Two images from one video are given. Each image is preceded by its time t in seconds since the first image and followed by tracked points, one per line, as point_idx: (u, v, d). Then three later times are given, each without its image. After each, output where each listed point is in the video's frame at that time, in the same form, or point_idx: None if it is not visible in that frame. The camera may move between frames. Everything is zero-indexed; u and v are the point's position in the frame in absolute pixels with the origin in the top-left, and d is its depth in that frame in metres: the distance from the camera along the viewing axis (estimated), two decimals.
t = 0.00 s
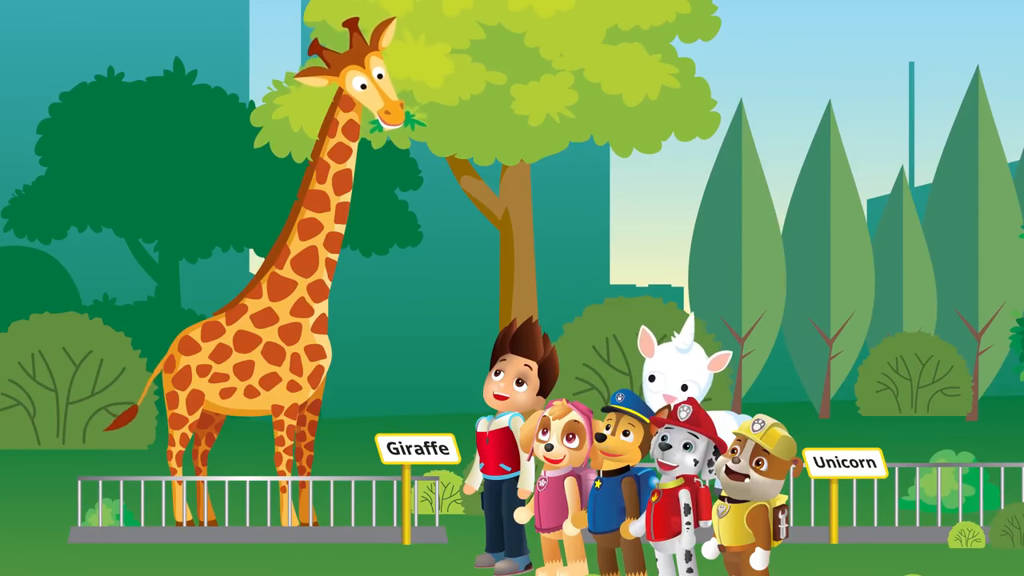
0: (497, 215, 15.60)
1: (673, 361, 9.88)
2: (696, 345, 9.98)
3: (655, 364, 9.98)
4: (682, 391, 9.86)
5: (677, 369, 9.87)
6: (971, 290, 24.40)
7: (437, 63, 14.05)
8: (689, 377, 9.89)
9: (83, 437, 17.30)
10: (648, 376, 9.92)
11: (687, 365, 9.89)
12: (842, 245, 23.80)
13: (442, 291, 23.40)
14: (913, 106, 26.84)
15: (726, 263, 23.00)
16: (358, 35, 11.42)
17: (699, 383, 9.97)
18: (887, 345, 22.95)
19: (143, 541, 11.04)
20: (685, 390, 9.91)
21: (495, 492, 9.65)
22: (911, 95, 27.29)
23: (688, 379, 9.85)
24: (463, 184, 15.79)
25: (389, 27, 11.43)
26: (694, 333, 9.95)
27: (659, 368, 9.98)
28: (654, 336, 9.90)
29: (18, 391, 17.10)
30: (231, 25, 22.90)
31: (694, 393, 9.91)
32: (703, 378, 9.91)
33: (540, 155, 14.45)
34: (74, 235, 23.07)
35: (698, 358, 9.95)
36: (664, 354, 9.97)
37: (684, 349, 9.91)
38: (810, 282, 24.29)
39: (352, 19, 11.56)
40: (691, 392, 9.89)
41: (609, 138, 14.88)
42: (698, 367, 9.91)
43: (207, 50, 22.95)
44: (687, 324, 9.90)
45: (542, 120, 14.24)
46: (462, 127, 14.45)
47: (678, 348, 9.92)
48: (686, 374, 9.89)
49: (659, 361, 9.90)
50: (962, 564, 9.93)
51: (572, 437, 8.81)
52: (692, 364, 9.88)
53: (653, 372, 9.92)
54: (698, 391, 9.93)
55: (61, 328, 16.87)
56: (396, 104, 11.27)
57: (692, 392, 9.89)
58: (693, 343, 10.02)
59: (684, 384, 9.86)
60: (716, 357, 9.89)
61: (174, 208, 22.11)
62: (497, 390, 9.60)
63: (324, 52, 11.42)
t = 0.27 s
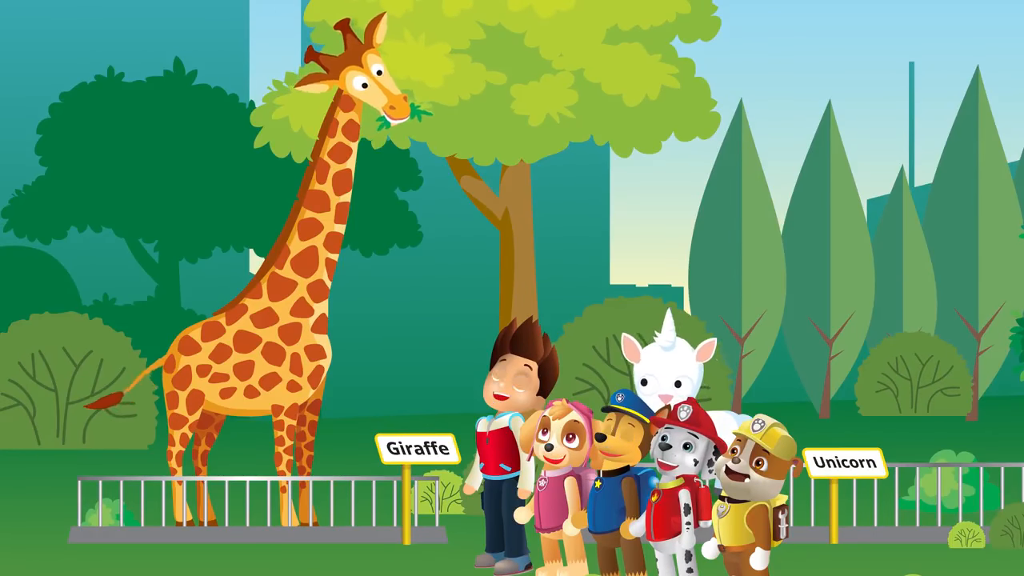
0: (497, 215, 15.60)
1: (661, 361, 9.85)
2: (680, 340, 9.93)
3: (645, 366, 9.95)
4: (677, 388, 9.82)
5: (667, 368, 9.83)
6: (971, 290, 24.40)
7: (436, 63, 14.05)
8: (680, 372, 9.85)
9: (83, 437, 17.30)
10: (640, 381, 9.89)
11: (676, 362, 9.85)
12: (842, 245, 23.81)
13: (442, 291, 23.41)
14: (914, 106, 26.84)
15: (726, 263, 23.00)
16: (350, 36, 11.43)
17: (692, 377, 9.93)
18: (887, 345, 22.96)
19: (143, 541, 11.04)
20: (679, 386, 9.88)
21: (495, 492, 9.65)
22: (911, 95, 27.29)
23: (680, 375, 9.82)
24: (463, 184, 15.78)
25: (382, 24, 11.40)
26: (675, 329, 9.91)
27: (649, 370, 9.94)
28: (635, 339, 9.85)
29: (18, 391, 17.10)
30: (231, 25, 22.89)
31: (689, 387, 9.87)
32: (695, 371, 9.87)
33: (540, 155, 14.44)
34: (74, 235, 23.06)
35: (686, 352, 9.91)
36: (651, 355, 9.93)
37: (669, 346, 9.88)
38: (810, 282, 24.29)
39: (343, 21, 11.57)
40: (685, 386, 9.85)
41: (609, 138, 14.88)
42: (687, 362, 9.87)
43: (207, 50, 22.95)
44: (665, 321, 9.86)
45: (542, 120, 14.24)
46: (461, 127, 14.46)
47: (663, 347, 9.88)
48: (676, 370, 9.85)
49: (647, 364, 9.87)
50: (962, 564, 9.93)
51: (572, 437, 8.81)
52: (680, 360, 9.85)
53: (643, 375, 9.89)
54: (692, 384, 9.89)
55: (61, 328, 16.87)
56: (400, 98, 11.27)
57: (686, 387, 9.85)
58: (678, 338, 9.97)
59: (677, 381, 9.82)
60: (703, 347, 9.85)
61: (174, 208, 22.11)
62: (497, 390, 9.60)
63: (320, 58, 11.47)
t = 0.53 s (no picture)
0: (497, 215, 15.59)
1: (671, 361, 9.87)
2: (694, 343, 9.98)
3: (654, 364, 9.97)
4: (682, 390, 9.85)
5: (676, 368, 9.86)
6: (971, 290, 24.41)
7: (437, 63, 14.05)
8: (688, 376, 9.87)
9: (83, 437, 17.30)
10: (646, 377, 9.92)
11: (685, 365, 9.87)
12: (842, 245, 23.81)
13: (442, 291, 23.41)
14: (913, 106, 26.85)
15: (726, 263, 23.00)
16: (356, 35, 11.42)
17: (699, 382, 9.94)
18: (887, 345, 22.97)
19: (143, 541, 11.04)
20: (684, 390, 9.89)
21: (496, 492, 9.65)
22: (911, 95, 27.29)
23: (687, 378, 9.84)
24: (463, 184, 15.77)
25: (387, 28, 11.46)
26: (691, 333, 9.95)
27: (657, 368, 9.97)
28: (650, 336, 9.89)
29: (18, 391, 17.10)
30: (231, 25, 22.90)
31: (694, 392, 9.89)
32: (702, 377, 9.89)
33: (540, 155, 14.44)
34: (74, 235, 23.06)
35: (697, 357, 9.93)
36: (663, 354, 9.96)
37: (681, 348, 9.92)
38: (810, 282, 24.30)
39: (351, 19, 11.57)
40: (690, 391, 9.87)
41: (609, 138, 14.88)
42: (696, 367, 9.89)
43: (207, 50, 22.95)
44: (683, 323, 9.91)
45: (542, 120, 14.24)
46: (462, 127, 14.46)
47: (675, 348, 9.92)
48: (684, 374, 9.87)
49: (656, 361, 9.90)
50: (962, 564, 9.93)
51: (572, 437, 8.81)
52: (690, 364, 9.87)
53: (651, 372, 9.92)
54: (697, 389, 9.91)
55: (61, 328, 16.87)
56: (397, 104, 11.27)
57: (691, 391, 9.87)
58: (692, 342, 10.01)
59: (683, 383, 9.85)
60: (715, 355, 9.85)
61: (174, 208, 22.11)
62: (498, 390, 9.59)
63: (323, 52, 11.42)
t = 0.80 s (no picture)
0: (497, 215, 15.57)
1: (680, 363, 9.86)
2: (708, 350, 9.93)
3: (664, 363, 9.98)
4: (685, 394, 9.83)
5: (683, 372, 9.84)
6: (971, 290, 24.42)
7: (438, 63, 14.05)
8: (694, 381, 9.84)
9: (82, 436, 17.30)
10: (654, 374, 9.93)
11: (694, 370, 9.85)
12: (842, 245, 23.81)
13: (442, 291, 23.41)
14: (913, 106, 26.84)
15: (725, 263, 23.00)
16: (361, 35, 11.42)
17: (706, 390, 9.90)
18: (886, 345, 22.97)
19: (143, 541, 11.04)
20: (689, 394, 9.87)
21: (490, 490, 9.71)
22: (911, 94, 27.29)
23: (692, 383, 9.81)
24: (464, 184, 15.75)
25: (395, 32, 11.53)
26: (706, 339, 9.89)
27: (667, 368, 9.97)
28: (664, 336, 9.88)
29: (18, 391, 17.11)
30: (231, 25, 22.91)
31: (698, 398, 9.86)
32: (708, 385, 9.85)
33: (540, 155, 14.43)
34: (74, 235, 23.06)
35: (707, 364, 9.89)
36: (675, 355, 9.95)
37: (693, 353, 9.89)
38: (810, 282, 24.31)
39: (355, 20, 11.56)
40: (694, 396, 9.84)
41: (609, 139, 14.88)
42: (704, 374, 9.85)
43: (207, 50, 22.96)
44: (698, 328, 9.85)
45: (542, 120, 14.24)
46: (462, 126, 14.46)
47: (688, 351, 9.90)
48: (691, 378, 9.85)
49: (666, 360, 9.90)
50: (962, 564, 9.93)
51: (572, 437, 8.81)
52: (698, 369, 9.84)
53: (659, 370, 9.92)
54: (702, 395, 9.87)
55: (60, 328, 16.87)
56: (393, 108, 11.26)
57: (694, 396, 9.84)
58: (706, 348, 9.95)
59: (688, 388, 9.82)
60: (725, 366, 9.76)
61: (174, 208, 22.11)
62: (495, 390, 9.61)
63: (326, 49, 11.41)
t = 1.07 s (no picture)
0: (512, 213, 15.49)
1: (685, 360, 10.23)
2: (706, 342, 10.35)
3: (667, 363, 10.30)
4: (696, 388, 10.21)
5: (690, 367, 10.22)
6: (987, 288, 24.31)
7: (453, 62, 14.03)
8: (702, 374, 10.23)
9: (98, 435, 17.33)
10: (661, 377, 10.23)
11: (698, 363, 10.23)
12: (858, 244, 23.71)
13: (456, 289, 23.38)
14: (929, 104, 26.73)
15: (740, 262, 22.93)
16: (370, 34, 11.41)
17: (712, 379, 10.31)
18: (901, 344, 22.85)
19: (159, 539, 11.05)
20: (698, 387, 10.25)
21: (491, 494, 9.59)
22: (927, 91, 27.16)
23: (701, 375, 10.20)
24: (479, 182, 15.70)
25: (401, 24, 11.38)
26: (703, 332, 10.29)
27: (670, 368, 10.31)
28: (664, 336, 10.22)
29: (33, 390, 17.14)
30: (245, 24, 22.93)
31: (708, 389, 10.25)
32: (716, 373, 10.27)
33: (555, 154, 14.36)
34: (89, 234, 23.12)
35: (709, 355, 10.29)
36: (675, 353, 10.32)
37: (694, 347, 10.28)
38: (825, 281, 24.23)
39: (363, 18, 11.55)
40: (705, 388, 10.23)
41: (624, 137, 14.85)
42: (709, 364, 10.25)
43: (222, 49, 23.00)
44: (695, 322, 10.26)
45: (557, 118, 14.18)
46: (477, 124, 14.40)
47: (689, 347, 10.29)
48: (698, 372, 10.23)
49: (670, 361, 10.27)
50: (978, 563, 9.87)
51: (574, 436, 8.77)
52: (703, 361, 10.23)
53: (665, 371, 10.24)
54: (712, 386, 10.26)
55: (76, 327, 16.91)
56: (412, 101, 11.19)
57: (705, 388, 10.23)
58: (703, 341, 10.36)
59: (697, 381, 10.21)
60: (726, 352, 10.24)
61: (189, 206, 22.14)
62: (480, 388, 9.56)
63: (337, 51, 11.40)
